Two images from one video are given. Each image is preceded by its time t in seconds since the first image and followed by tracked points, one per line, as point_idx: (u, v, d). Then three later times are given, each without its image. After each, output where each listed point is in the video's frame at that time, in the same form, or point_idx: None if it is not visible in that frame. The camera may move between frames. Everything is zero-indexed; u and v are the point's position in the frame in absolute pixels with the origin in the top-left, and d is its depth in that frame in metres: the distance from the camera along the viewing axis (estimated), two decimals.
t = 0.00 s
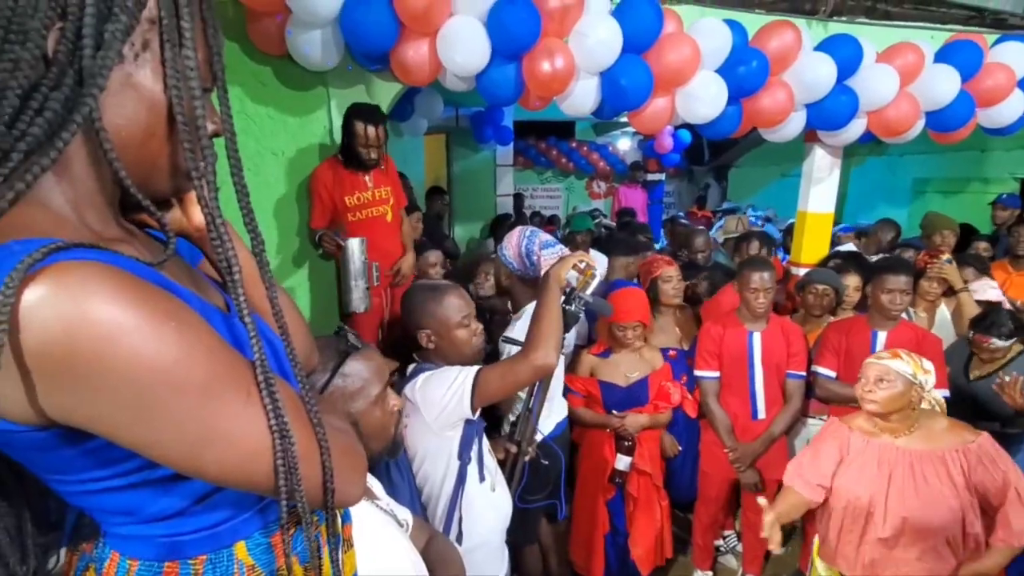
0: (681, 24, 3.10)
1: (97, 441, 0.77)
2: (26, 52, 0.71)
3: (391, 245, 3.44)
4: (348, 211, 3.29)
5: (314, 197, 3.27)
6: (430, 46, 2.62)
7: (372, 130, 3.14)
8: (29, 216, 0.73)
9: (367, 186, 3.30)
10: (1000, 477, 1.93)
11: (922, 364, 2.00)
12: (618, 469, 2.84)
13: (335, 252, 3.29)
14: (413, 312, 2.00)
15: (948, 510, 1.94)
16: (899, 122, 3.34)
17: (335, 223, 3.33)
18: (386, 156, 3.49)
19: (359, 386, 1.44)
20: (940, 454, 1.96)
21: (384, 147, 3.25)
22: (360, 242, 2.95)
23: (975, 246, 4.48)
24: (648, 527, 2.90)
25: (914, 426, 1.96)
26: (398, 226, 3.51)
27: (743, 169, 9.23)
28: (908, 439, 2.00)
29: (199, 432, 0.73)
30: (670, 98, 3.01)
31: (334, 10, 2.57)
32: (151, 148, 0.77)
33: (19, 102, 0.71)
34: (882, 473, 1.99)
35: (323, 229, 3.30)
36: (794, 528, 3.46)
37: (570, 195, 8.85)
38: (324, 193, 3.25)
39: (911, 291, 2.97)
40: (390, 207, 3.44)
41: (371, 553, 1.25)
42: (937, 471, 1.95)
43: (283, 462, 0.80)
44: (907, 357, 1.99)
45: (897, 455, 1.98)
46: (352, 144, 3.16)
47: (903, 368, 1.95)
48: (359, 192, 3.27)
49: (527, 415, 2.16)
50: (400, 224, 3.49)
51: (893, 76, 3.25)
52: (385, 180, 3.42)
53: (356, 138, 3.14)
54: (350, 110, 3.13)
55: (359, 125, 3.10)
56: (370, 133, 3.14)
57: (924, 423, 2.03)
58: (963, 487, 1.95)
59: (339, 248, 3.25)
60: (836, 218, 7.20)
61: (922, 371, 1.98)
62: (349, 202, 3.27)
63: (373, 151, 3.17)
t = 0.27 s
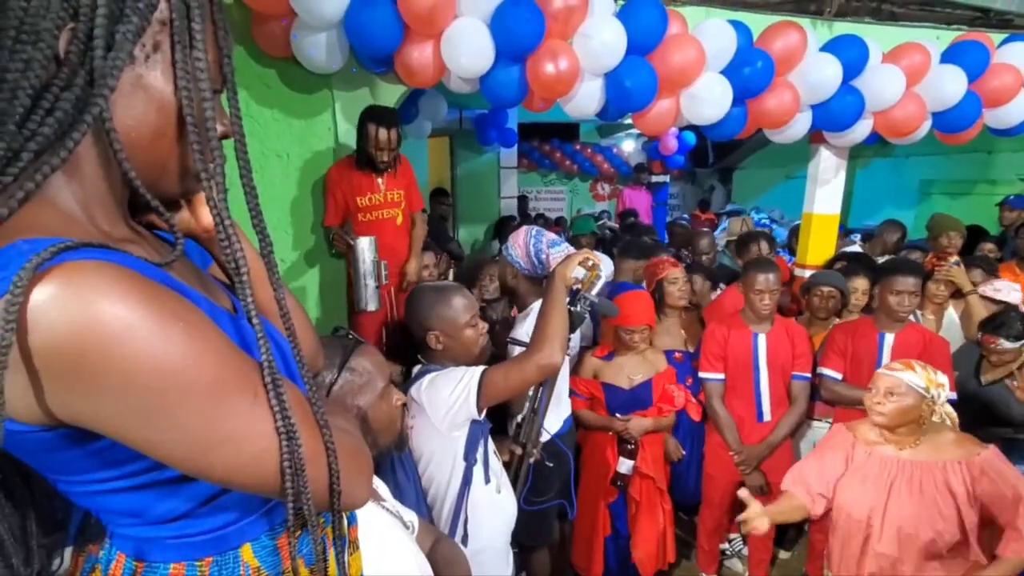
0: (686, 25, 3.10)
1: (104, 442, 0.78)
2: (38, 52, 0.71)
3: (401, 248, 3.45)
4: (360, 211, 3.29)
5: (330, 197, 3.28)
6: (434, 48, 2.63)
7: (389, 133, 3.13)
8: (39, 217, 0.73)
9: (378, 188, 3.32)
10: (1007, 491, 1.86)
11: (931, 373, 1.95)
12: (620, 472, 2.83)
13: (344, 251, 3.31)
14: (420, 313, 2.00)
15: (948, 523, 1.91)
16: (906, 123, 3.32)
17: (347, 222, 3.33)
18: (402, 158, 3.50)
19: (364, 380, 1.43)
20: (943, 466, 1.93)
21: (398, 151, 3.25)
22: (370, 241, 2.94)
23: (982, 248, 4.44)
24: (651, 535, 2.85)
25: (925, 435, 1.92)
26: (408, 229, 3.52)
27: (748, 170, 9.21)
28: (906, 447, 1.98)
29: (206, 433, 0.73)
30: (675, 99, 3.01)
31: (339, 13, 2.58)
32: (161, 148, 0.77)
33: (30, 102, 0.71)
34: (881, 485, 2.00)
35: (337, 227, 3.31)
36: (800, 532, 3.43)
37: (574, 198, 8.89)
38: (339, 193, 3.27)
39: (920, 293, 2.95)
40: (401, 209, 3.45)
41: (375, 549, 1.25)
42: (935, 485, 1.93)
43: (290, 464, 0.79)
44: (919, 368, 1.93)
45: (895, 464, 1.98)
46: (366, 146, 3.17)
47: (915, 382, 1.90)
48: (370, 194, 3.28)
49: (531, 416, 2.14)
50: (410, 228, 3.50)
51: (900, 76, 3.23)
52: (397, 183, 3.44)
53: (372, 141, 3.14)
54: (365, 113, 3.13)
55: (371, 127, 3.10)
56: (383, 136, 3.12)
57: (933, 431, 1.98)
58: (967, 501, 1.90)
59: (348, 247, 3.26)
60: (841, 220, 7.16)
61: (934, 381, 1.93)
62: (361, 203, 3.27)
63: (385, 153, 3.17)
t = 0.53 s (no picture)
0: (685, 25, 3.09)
1: (100, 443, 0.77)
2: (34, 52, 0.71)
3: (402, 252, 3.44)
4: (364, 209, 3.32)
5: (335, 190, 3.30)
6: (433, 49, 2.63)
7: (403, 136, 3.14)
8: (35, 217, 0.73)
9: (387, 189, 3.32)
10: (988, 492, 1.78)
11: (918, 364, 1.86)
12: (621, 474, 2.82)
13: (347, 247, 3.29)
14: (420, 313, 1.99)
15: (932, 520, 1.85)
16: (907, 122, 3.32)
17: (349, 217, 3.35)
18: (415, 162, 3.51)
19: (359, 378, 1.42)
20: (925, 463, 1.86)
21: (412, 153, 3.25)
22: (371, 239, 2.97)
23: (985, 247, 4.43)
24: (653, 542, 2.86)
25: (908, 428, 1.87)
26: (411, 233, 3.50)
27: (749, 171, 9.20)
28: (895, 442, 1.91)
29: (201, 433, 0.73)
30: (674, 100, 3.01)
31: (338, 14, 2.59)
32: (156, 147, 0.77)
33: (26, 102, 0.71)
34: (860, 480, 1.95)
35: (337, 220, 3.32)
36: (802, 533, 3.42)
37: (575, 198, 8.79)
38: (346, 186, 3.29)
39: (920, 291, 2.95)
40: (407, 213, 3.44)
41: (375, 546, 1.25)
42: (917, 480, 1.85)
43: (286, 464, 0.79)
44: (900, 364, 1.85)
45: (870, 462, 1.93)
46: (381, 147, 3.17)
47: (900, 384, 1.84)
48: (377, 193, 3.30)
49: (532, 417, 2.12)
50: (412, 232, 3.47)
51: (901, 75, 3.22)
52: (405, 186, 3.42)
53: (387, 142, 3.14)
54: (381, 114, 3.13)
55: (387, 129, 3.10)
56: (398, 138, 3.13)
57: (924, 424, 1.90)
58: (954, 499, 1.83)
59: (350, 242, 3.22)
60: (842, 220, 7.15)
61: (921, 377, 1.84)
62: (366, 201, 3.30)
63: (399, 156, 3.17)
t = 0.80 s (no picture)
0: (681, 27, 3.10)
1: (96, 446, 0.78)
2: (34, 58, 0.71)
3: (402, 255, 3.44)
4: (366, 208, 3.30)
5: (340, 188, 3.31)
6: (430, 51, 2.64)
7: (411, 137, 3.20)
8: (34, 222, 0.73)
9: (392, 191, 3.34)
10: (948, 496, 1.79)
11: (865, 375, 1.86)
12: (615, 475, 2.81)
13: (350, 245, 3.24)
14: (418, 315, 1.99)
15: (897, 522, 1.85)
16: (903, 124, 3.33)
17: (353, 216, 3.34)
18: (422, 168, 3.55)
19: (353, 379, 1.40)
20: (885, 465, 1.87)
21: (420, 155, 3.33)
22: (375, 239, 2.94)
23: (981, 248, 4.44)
24: (649, 544, 2.86)
25: (882, 432, 1.87)
26: (412, 236, 3.51)
27: (746, 172, 9.21)
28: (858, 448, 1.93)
29: (198, 436, 0.73)
30: (671, 101, 3.01)
31: (335, 17, 2.59)
32: (155, 152, 0.78)
33: (25, 107, 0.72)
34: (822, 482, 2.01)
35: (341, 219, 3.32)
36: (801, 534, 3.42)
37: (573, 200, 8.90)
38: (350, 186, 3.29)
39: (915, 291, 2.96)
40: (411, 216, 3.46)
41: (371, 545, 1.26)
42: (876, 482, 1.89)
43: (282, 468, 0.79)
44: (847, 383, 1.84)
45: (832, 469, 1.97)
46: (389, 148, 3.22)
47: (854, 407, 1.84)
48: (382, 194, 3.31)
49: (532, 418, 2.12)
50: (413, 236, 3.48)
51: (897, 77, 3.24)
52: (411, 190, 3.45)
53: (396, 143, 3.20)
54: (390, 117, 3.17)
55: (398, 130, 3.15)
56: (410, 139, 3.20)
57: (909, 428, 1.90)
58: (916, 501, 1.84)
59: (355, 240, 3.19)
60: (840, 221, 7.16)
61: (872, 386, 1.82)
62: (370, 200, 3.29)
63: (408, 157, 3.24)
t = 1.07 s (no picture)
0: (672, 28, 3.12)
1: (81, 447, 0.77)
2: (21, 55, 0.70)
3: (395, 255, 3.42)
4: (360, 208, 3.30)
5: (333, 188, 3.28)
6: (422, 51, 2.63)
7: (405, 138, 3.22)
8: (18, 221, 0.73)
9: (385, 191, 3.34)
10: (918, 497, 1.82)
11: (827, 385, 1.73)
12: (602, 473, 2.83)
13: (345, 244, 3.23)
14: (408, 316, 1.98)
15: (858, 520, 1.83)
16: (891, 125, 3.36)
17: (347, 215, 3.32)
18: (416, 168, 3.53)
19: (337, 376, 1.38)
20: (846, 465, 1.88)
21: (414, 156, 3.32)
22: (370, 236, 2.93)
23: (968, 248, 4.50)
24: (636, 545, 2.87)
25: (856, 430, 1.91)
26: (406, 237, 3.50)
27: (738, 173, 9.27)
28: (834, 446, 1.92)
29: (185, 438, 0.72)
30: (662, 102, 3.02)
31: (326, 16, 2.58)
32: (142, 152, 0.77)
33: (10, 104, 0.70)
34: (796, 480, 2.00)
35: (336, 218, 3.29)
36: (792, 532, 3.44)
37: (566, 201, 8.92)
38: (343, 186, 3.28)
39: (905, 291, 2.98)
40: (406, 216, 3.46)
41: (360, 545, 1.26)
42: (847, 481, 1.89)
43: (271, 469, 0.79)
44: (807, 395, 1.71)
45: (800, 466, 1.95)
46: (383, 149, 3.23)
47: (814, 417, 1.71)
48: (374, 193, 3.30)
49: (523, 417, 2.12)
50: (406, 237, 3.47)
51: (885, 78, 3.27)
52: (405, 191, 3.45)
53: (391, 144, 3.21)
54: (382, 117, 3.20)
55: (391, 130, 3.17)
56: (401, 140, 3.20)
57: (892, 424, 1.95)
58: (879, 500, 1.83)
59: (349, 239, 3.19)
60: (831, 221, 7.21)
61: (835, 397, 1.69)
62: (363, 200, 3.29)
63: (402, 158, 3.24)
